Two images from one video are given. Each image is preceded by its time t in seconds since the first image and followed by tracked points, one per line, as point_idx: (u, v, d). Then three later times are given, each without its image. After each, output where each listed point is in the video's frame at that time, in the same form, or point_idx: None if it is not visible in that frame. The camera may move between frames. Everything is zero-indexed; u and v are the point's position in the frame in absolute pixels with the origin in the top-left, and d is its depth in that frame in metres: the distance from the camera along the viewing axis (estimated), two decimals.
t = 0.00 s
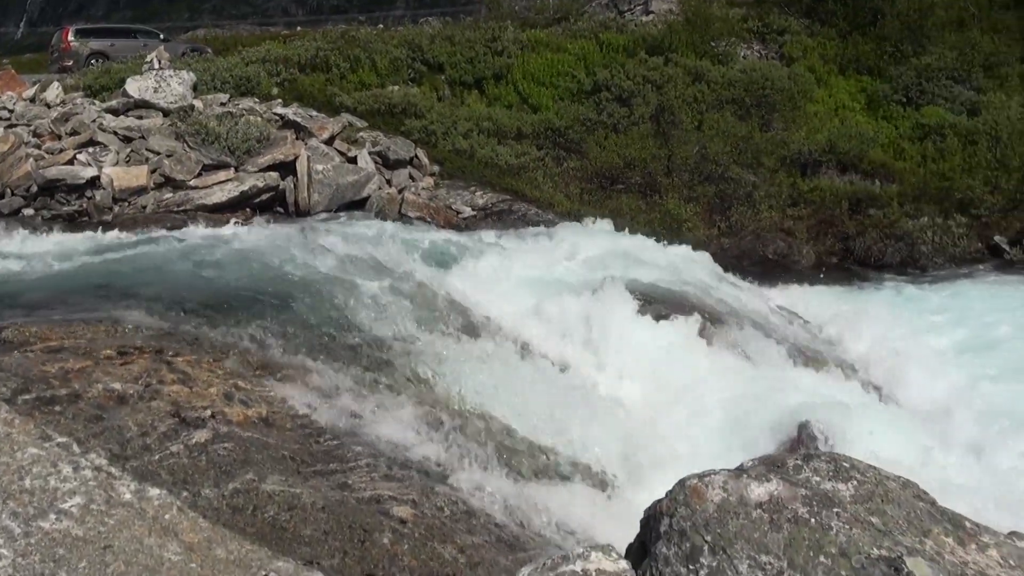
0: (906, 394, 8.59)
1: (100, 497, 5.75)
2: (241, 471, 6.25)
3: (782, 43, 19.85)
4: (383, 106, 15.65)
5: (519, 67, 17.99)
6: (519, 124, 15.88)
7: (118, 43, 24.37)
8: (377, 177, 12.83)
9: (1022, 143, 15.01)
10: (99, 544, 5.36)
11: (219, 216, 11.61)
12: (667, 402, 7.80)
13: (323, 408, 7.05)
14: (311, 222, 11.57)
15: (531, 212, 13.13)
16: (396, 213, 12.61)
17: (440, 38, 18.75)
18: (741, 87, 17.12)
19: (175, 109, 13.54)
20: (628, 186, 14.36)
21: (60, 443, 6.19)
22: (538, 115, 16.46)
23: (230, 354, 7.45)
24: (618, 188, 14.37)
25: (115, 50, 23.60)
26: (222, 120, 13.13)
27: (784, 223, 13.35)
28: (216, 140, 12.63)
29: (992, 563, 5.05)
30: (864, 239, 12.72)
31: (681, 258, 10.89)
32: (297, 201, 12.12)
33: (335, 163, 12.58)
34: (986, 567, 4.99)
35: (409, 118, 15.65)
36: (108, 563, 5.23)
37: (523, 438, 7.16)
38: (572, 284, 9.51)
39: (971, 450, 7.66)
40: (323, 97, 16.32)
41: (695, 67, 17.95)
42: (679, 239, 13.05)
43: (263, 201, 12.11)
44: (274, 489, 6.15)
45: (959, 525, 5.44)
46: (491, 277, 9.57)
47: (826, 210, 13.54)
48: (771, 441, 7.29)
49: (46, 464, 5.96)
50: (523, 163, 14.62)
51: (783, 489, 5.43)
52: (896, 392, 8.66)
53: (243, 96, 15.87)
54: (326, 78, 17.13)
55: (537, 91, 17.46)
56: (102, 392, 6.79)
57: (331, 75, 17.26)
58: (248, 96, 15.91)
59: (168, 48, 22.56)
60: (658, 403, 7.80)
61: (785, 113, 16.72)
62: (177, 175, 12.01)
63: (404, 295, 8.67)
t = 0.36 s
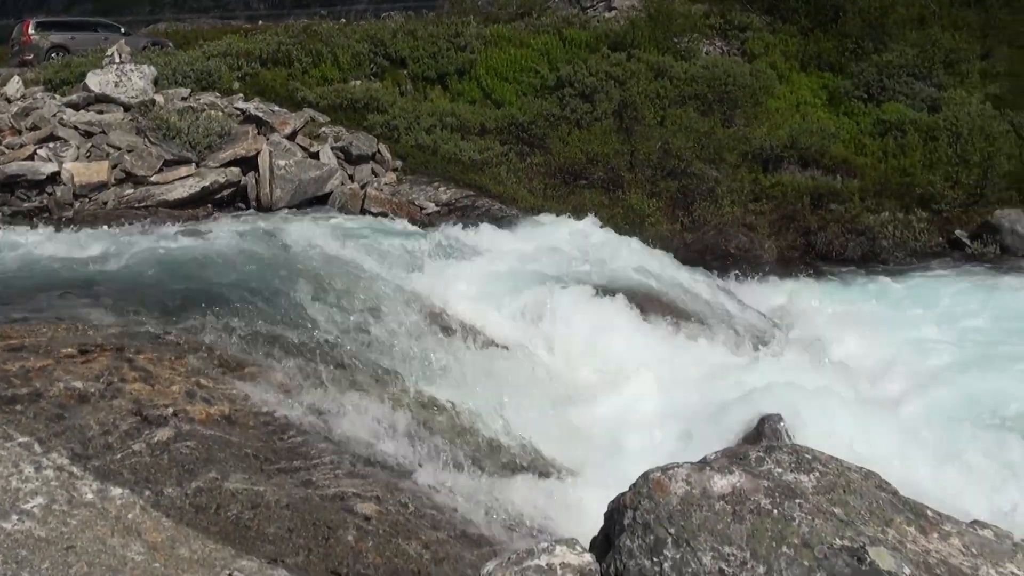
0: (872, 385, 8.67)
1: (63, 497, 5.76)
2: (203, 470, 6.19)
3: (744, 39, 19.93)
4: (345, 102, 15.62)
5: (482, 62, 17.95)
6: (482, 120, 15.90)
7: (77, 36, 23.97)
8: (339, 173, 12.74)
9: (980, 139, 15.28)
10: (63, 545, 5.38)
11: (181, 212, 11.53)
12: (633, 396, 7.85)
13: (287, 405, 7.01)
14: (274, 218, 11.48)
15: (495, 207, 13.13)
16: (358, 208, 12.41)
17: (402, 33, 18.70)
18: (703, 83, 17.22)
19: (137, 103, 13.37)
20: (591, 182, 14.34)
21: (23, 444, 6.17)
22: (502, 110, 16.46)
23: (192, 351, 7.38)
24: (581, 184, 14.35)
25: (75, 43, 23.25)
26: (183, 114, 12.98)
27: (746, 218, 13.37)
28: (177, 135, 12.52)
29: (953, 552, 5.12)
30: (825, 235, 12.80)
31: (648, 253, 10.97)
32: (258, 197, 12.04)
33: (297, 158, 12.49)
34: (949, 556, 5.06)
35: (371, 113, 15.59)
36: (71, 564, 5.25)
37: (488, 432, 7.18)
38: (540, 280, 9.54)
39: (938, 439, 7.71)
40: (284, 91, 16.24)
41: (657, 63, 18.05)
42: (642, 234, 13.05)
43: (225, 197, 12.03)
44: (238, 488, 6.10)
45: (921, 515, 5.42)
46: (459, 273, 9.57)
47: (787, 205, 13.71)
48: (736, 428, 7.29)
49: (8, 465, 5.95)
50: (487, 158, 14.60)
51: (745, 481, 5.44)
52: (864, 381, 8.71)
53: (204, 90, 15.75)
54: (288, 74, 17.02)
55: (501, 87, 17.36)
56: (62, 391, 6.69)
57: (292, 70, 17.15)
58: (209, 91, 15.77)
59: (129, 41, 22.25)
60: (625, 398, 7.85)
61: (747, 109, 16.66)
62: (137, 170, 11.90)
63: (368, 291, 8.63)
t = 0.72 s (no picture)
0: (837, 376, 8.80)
1: (28, 499, 5.67)
2: (169, 469, 6.13)
3: (709, 34, 20.03)
4: (311, 96, 15.54)
5: (448, 57, 17.89)
6: (449, 115, 15.91)
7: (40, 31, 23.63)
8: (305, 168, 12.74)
9: (944, 133, 15.48)
10: (29, 547, 5.30)
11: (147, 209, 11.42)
12: (601, 391, 7.91)
13: (254, 402, 6.97)
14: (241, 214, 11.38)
15: (463, 202, 12.91)
16: (325, 204, 12.50)
17: (368, 28, 18.62)
18: (669, 78, 17.27)
19: (101, 98, 13.19)
20: (557, 177, 14.36)
21: None
22: (468, 106, 16.46)
23: (158, 349, 7.31)
24: (548, 179, 14.38)
25: (39, 38, 22.94)
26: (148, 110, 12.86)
27: (712, 212, 13.47)
28: (142, 131, 12.38)
29: (919, 540, 5.09)
30: (791, 229, 12.93)
31: (614, 248, 11.02)
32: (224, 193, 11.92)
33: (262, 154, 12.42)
34: (915, 544, 5.04)
35: (336, 108, 15.53)
36: (37, 565, 5.19)
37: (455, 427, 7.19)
38: (506, 275, 9.57)
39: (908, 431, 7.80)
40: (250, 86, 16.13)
41: (623, 58, 18.05)
42: (609, 228, 13.05)
43: (190, 193, 11.90)
44: (204, 486, 6.05)
45: (887, 503, 5.40)
46: (426, 269, 9.56)
47: (753, 199, 13.81)
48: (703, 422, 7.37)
49: None
50: (454, 154, 14.63)
51: (712, 473, 5.34)
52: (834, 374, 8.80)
53: (169, 86, 15.55)
54: (253, 68, 16.88)
55: (467, 82, 17.37)
56: (27, 391, 6.60)
57: (258, 65, 17.02)
58: (174, 86, 15.61)
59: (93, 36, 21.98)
60: (592, 393, 7.91)
61: (713, 104, 16.73)
62: (103, 167, 11.75)
63: (336, 288, 8.58)
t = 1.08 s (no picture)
0: (803, 368, 8.90)
1: None
2: (134, 469, 6.06)
3: (673, 28, 20.09)
4: (274, 91, 15.43)
5: (412, 51, 17.83)
6: (414, 109, 15.87)
7: None
8: (269, 163, 12.65)
9: (908, 126, 15.66)
10: None
11: (110, 206, 11.31)
12: (567, 385, 7.95)
13: (218, 401, 6.91)
14: (205, 211, 11.29)
15: (428, 197, 12.95)
16: (289, 200, 12.37)
17: (332, 22, 18.51)
18: (633, 72, 17.32)
19: (63, 95, 13.03)
20: (523, 171, 14.41)
21: None
22: (432, 100, 16.44)
23: (121, 348, 7.22)
24: (513, 173, 14.42)
25: None
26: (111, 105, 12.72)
27: (677, 205, 13.60)
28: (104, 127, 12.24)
29: (885, 527, 5.03)
30: (755, 221, 13.07)
31: (580, 241, 11.06)
32: (186, 189, 11.81)
33: (225, 150, 12.32)
34: (880, 530, 4.98)
35: (300, 103, 15.43)
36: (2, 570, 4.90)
37: (421, 425, 7.19)
38: (473, 270, 9.56)
39: (879, 426, 7.91)
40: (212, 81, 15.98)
41: (588, 52, 18.06)
42: (573, 223, 13.18)
43: (154, 189, 11.78)
44: (168, 485, 5.98)
45: (852, 491, 5.38)
46: (392, 266, 9.53)
47: (717, 192, 13.93)
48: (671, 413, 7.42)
49: None
50: (419, 148, 14.60)
51: (677, 464, 5.25)
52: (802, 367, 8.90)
53: (132, 82, 15.38)
54: (216, 63, 16.70)
55: (431, 77, 17.36)
56: None
57: (221, 59, 16.85)
58: (136, 81, 15.43)
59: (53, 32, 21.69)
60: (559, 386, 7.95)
61: (677, 97, 16.81)
62: (65, 164, 11.64)
63: (297, 284, 8.52)
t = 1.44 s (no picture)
0: (768, 360, 8.99)
1: None
2: (100, 468, 5.98)
3: (639, 23, 20.14)
4: (239, 87, 15.31)
5: (378, 46, 17.76)
6: (379, 105, 15.80)
7: None
8: (234, 160, 12.58)
9: (872, 121, 15.84)
10: None
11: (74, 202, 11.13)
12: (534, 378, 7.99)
13: (185, 400, 6.87)
14: (170, 208, 11.17)
15: (394, 192, 12.98)
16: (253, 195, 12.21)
17: (297, 17, 18.37)
18: (599, 67, 17.37)
19: (26, 90, 12.82)
20: (490, 166, 14.42)
21: None
22: (398, 95, 16.38)
23: (86, 348, 7.15)
24: (480, 168, 14.42)
25: None
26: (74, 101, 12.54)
27: (645, 199, 13.66)
28: (68, 123, 12.07)
29: (850, 516, 5.08)
30: (721, 215, 13.17)
31: (547, 235, 11.11)
32: (151, 185, 11.68)
33: (190, 146, 12.24)
34: (845, 520, 5.02)
35: (266, 99, 15.32)
36: None
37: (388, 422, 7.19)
38: (440, 267, 9.56)
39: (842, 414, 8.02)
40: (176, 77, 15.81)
41: (554, 47, 18.09)
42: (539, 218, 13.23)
43: (118, 186, 11.63)
44: (135, 484, 5.91)
45: (818, 481, 5.41)
46: (360, 263, 9.50)
47: (683, 186, 14.00)
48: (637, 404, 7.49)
49: None
50: (385, 143, 14.54)
51: (643, 457, 5.24)
52: (773, 357, 9.00)
53: (96, 76, 15.17)
54: (180, 58, 16.52)
55: (396, 71, 17.30)
56: None
57: (185, 54, 16.68)
58: (100, 76, 15.23)
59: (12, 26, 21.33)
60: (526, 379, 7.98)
61: (643, 93, 16.85)
62: (29, 160, 11.45)
63: (263, 281, 8.46)
